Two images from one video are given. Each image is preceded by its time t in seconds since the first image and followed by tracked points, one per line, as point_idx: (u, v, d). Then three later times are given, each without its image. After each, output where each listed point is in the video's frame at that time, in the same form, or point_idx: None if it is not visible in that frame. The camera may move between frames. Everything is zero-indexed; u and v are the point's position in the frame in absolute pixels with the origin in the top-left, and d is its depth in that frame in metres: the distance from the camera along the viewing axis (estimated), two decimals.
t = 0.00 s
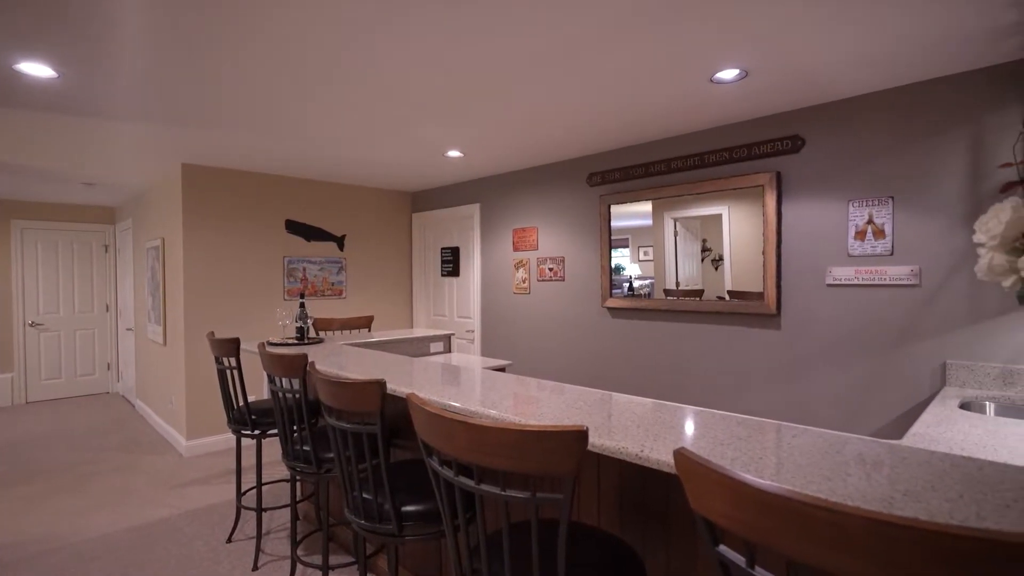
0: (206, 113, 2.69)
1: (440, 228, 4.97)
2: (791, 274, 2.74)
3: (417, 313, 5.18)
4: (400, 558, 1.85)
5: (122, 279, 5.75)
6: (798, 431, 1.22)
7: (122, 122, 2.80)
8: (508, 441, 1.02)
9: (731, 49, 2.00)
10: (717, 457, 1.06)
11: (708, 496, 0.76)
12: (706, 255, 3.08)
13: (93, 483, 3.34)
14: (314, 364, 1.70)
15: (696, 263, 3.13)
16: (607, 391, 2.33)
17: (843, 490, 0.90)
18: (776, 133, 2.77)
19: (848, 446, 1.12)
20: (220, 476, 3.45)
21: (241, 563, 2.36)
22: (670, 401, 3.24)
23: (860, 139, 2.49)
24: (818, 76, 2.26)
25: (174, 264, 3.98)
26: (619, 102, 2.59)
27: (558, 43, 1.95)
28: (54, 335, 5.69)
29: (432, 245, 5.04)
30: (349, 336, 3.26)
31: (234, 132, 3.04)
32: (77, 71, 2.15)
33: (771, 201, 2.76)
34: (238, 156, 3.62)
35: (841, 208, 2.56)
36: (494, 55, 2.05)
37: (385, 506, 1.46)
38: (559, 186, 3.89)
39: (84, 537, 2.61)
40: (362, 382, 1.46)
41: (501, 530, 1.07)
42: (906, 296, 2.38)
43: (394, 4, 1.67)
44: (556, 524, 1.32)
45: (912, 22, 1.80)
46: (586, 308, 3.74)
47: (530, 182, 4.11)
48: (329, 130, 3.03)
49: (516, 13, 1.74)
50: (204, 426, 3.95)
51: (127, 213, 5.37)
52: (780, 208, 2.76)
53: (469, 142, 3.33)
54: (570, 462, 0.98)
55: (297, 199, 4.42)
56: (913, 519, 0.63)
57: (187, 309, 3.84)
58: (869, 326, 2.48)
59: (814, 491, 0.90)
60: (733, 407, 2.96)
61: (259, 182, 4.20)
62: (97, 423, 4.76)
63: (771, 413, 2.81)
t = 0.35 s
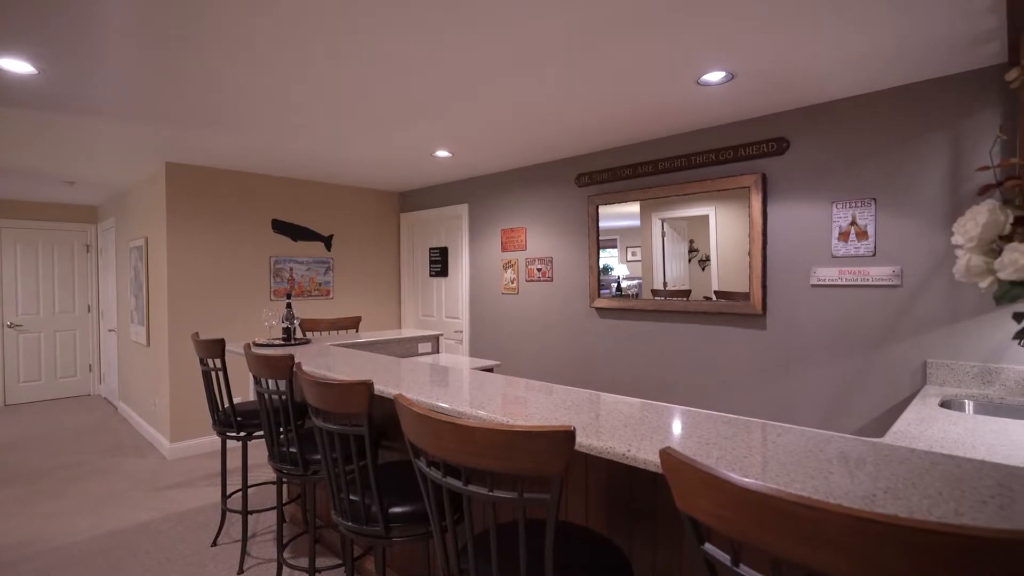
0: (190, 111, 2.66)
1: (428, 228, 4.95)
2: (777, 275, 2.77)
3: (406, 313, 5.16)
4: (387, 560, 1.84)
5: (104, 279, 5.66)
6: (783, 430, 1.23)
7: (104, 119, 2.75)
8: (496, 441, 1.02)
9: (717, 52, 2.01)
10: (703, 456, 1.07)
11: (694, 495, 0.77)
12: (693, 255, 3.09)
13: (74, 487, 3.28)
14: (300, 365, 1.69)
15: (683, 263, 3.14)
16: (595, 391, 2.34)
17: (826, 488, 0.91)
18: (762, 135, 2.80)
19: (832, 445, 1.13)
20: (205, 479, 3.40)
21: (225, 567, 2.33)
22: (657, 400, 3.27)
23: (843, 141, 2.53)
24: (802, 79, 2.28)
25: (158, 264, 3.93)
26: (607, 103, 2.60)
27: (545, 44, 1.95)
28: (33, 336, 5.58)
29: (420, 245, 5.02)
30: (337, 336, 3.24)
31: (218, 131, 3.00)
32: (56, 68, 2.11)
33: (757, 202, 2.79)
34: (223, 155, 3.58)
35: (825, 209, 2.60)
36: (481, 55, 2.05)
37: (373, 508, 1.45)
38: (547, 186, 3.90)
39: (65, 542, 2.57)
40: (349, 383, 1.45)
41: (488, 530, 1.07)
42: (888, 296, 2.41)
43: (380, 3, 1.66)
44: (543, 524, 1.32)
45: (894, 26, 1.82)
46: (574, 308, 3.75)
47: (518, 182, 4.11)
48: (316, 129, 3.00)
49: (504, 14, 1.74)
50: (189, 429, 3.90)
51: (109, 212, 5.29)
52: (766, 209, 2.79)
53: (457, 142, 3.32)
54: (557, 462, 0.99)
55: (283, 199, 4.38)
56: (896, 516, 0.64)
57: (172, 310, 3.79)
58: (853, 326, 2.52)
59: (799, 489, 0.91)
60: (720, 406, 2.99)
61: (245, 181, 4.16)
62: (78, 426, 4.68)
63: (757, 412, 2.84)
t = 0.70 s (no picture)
0: (173, 109, 2.62)
1: (415, 228, 4.93)
2: (762, 275, 2.80)
3: (393, 314, 5.13)
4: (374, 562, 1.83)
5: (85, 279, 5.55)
6: (768, 429, 1.25)
7: (84, 116, 2.71)
8: (483, 442, 1.02)
9: (703, 54, 2.03)
10: (689, 455, 1.08)
11: (678, 493, 0.78)
12: (680, 256, 3.12)
13: (53, 491, 3.22)
14: (286, 366, 1.67)
15: (670, 263, 3.17)
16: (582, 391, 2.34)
17: (809, 486, 0.92)
18: (747, 137, 2.83)
19: (815, 443, 1.14)
20: (188, 482, 3.36)
21: (209, 571, 2.30)
22: (645, 400, 3.28)
23: (826, 143, 2.56)
24: (785, 82, 2.32)
25: (140, 264, 3.87)
26: (595, 103, 2.61)
27: (533, 44, 1.96)
28: (11, 337, 5.46)
29: (408, 245, 5.00)
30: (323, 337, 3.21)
31: (203, 129, 2.97)
32: (35, 63, 2.07)
33: (742, 203, 2.81)
34: (208, 153, 3.53)
35: (809, 211, 2.63)
36: (469, 55, 2.05)
37: (359, 510, 1.44)
38: (535, 186, 3.91)
39: (44, 547, 2.52)
40: (335, 384, 1.44)
41: (475, 531, 1.07)
42: (870, 296, 2.45)
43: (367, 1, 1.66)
44: (531, 524, 1.32)
45: (875, 30, 1.85)
46: (562, 308, 3.75)
47: (506, 182, 4.11)
48: (302, 128, 2.98)
49: (492, 14, 1.74)
50: (172, 431, 3.84)
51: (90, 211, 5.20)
52: (751, 210, 2.81)
53: (445, 142, 3.32)
54: (545, 461, 0.99)
55: (269, 198, 4.34)
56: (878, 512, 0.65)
57: (154, 310, 3.73)
58: (836, 325, 2.55)
59: (783, 486, 0.92)
60: (706, 406, 3.01)
61: (229, 180, 4.11)
62: (58, 429, 4.59)
63: (743, 411, 2.87)
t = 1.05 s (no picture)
0: (156, 106, 2.59)
1: (403, 228, 4.91)
2: (747, 275, 2.83)
3: (381, 314, 5.11)
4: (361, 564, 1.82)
5: (65, 278, 5.45)
6: (753, 427, 1.26)
7: (64, 114, 2.66)
8: (470, 442, 1.02)
9: (688, 56, 2.05)
10: (675, 454, 1.09)
11: (664, 491, 0.79)
12: (667, 256, 3.14)
13: (31, 496, 3.15)
14: (271, 367, 1.66)
15: (657, 263, 3.19)
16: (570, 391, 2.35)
17: (792, 483, 0.93)
18: (732, 138, 2.86)
19: (799, 440, 1.16)
20: (172, 485, 3.31)
21: (192, 575, 2.27)
22: (632, 399, 3.30)
23: (810, 145, 2.60)
24: (769, 84, 2.34)
25: (122, 264, 3.80)
26: (582, 104, 2.62)
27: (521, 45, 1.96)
28: None
29: (395, 245, 4.98)
30: (309, 337, 3.18)
31: (186, 127, 2.93)
32: (12, 60, 2.03)
33: (728, 204, 2.84)
34: (191, 151, 3.49)
35: (793, 212, 2.66)
36: (456, 55, 2.05)
37: (346, 511, 1.44)
38: (523, 187, 3.91)
39: (21, 553, 2.47)
40: (321, 385, 1.43)
41: (462, 532, 1.07)
42: (853, 296, 2.49)
43: None
44: (518, 523, 1.33)
45: (857, 35, 1.89)
46: (550, 308, 3.76)
47: (493, 183, 4.11)
48: (288, 126, 2.95)
49: (480, 14, 1.74)
50: (154, 433, 3.79)
51: (70, 210, 5.11)
52: (737, 211, 2.84)
53: (432, 142, 3.31)
54: (532, 461, 0.99)
55: (254, 197, 4.30)
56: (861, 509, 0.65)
57: (137, 311, 3.67)
58: (820, 325, 2.59)
59: (766, 483, 0.93)
60: (692, 405, 3.04)
61: (214, 179, 4.06)
62: (36, 432, 4.50)
63: (729, 410, 2.90)
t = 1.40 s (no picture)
0: (137, 103, 2.55)
1: (390, 228, 4.89)
2: (732, 276, 2.86)
3: (368, 314, 5.08)
4: (347, 566, 1.81)
5: (43, 278, 5.34)
6: (737, 425, 1.27)
7: (42, 110, 2.61)
8: (456, 442, 1.01)
9: (673, 57, 2.07)
10: (661, 452, 1.09)
11: (649, 489, 0.79)
12: (654, 256, 3.16)
13: (8, 500, 3.08)
14: (255, 368, 1.64)
15: (644, 264, 3.21)
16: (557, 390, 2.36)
17: (775, 480, 0.94)
18: (717, 140, 2.88)
19: (783, 438, 1.17)
20: (153, 488, 3.26)
21: None
22: (619, 399, 3.32)
23: (793, 147, 2.63)
24: (753, 86, 2.37)
25: (102, 263, 3.74)
26: (569, 104, 2.63)
27: (508, 44, 1.96)
28: None
29: (383, 245, 4.95)
30: (295, 338, 3.15)
31: (168, 124, 2.89)
32: None
33: (714, 204, 2.87)
34: (174, 149, 3.44)
35: (777, 212, 2.70)
36: (443, 54, 2.05)
37: (332, 513, 1.42)
38: (510, 187, 3.92)
39: None
40: (306, 385, 1.42)
41: (448, 532, 1.06)
42: (835, 296, 2.52)
43: None
44: (504, 523, 1.33)
45: (838, 38, 1.92)
46: (538, 308, 3.77)
47: (481, 183, 4.11)
48: (273, 125, 2.93)
49: (466, 14, 1.74)
50: (136, 436, 3.73)
51: (49, 209, 5.01)
52: (722, 211, 2.87)
53: (419, 141, 3.30)
54: (518, 460, 0.99)
55: (239, 197, 4.25)
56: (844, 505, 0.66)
57: (118, 311, 3.61)
58: (804, 324, 2.62)
59: (751, 481, 0.94)
60: (678, 404, 3.06)
61: (197, 177, 4.01)
62: (13, 435, 4.41)
63: (714, 408, 2.92)
